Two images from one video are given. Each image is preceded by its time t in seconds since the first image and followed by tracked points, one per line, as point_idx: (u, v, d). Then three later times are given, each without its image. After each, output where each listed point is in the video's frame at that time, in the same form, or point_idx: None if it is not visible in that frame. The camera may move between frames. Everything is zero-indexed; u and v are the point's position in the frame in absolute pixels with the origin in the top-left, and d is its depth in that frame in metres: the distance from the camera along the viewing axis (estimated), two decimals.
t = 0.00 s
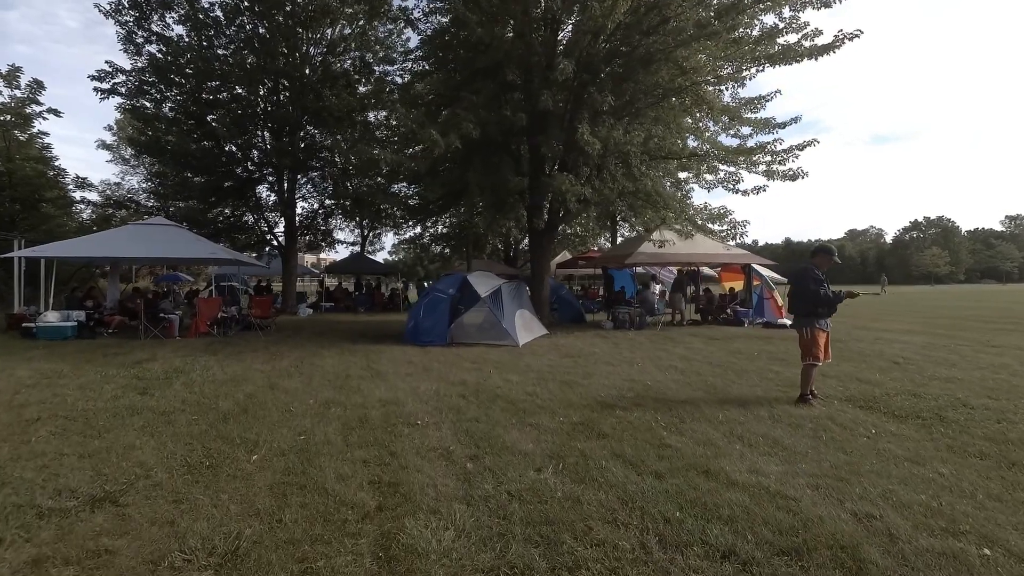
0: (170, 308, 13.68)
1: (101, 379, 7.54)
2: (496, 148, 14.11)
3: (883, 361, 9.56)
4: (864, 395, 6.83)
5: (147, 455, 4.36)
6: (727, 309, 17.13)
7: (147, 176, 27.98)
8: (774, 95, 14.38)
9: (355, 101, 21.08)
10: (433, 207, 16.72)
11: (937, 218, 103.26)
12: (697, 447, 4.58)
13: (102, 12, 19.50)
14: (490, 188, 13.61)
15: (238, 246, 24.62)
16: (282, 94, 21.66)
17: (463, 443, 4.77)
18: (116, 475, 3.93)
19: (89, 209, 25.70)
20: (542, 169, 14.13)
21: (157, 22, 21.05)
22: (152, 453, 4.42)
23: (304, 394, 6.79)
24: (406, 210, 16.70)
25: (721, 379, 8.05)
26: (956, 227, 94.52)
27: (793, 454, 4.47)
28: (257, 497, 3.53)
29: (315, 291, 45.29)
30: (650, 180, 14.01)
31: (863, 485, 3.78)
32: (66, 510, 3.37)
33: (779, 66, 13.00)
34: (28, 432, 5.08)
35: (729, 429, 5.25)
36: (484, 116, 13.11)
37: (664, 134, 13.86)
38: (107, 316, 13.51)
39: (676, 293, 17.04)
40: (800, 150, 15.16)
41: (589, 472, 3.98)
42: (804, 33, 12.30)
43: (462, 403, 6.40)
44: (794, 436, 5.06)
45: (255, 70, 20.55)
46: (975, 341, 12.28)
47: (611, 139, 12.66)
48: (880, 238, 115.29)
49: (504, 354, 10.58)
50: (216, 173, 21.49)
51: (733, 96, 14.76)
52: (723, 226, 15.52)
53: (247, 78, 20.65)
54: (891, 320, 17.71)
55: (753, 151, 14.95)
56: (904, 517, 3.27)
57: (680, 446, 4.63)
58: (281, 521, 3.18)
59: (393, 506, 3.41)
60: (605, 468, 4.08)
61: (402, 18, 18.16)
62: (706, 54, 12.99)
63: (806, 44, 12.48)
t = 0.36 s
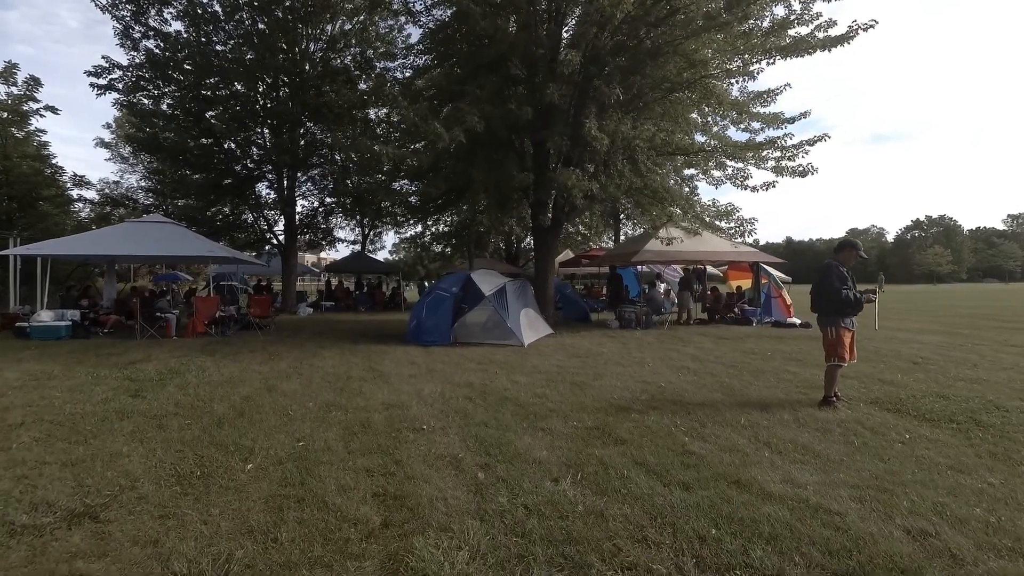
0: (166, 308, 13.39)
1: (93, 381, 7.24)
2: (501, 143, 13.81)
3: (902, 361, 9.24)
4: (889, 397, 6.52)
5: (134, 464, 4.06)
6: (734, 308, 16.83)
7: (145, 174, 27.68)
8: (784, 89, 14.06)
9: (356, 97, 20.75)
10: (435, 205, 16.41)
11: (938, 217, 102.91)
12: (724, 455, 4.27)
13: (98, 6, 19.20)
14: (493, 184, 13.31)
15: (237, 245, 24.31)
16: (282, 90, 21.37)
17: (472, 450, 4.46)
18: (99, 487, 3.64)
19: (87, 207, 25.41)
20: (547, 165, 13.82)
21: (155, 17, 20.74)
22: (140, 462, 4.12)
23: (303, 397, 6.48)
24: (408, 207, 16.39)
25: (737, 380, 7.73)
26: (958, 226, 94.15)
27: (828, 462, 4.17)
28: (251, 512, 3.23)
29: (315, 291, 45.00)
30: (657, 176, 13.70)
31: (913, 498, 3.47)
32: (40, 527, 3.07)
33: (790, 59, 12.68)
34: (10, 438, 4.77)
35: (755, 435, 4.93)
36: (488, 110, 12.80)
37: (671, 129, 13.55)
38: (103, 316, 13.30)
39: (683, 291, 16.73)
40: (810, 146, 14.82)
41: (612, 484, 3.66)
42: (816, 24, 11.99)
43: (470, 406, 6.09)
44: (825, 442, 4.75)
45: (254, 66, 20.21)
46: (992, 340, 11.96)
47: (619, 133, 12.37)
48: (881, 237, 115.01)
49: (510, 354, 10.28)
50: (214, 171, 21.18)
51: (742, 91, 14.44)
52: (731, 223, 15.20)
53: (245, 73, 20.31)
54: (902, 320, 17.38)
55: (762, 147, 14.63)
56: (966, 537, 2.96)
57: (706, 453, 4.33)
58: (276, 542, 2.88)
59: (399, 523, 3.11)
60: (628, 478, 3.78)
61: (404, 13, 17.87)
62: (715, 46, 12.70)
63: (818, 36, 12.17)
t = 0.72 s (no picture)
0: (168, 309, 13.18)
1: (92, 386, 7.01)
2: (508, 142, 13.56)
3: (924, 366, 8.97)
4: (920, 405, 6.25)
5: (132, 479, 3.83)
6: (744, 310, 16.58)
7: (147, 174, 27.46)
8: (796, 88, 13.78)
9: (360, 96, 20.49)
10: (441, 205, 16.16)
11: (942, 217, 102.51)
12: (759, 470, 4.01)
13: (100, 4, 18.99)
14: (501, 184, 13.06)
15: (239, 245, 24.10)
16: (284, 88, 21.01)
17: (490, 463, 4.21)
18: (96, 505, 3.41)
19: (89, 207, 25.19)
20: (556, 164, 13.60)
21: (157, 16, 20.53)
22: (139, 476, 3.90)
23: (309, 403, 6.24)
24: (413, 207, 16.14)
25: (756, 386, 7.47)
26: (963, 227, 93.68)
27: (870, 478, 3.91)
28: (258, 537, 3.00)
29: (317, 290, 44.78)
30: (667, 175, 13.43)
31: (970, 521, 3.22)
32: (32, 551, 2.85)
33: (804, 56, 12.40)
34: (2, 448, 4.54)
35: (786, 446, 4.69)
36: (496, 108, 12.55)
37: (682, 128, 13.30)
38: (104, 317, 13.13)
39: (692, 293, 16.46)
40: (822, 145, 14.52)
41: (644, 503, 3.42)
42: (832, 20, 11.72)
43: (482, 413, 5.84)
44: (862, 455, 4.49)
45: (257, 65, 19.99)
46: (1012, 343, 11.68)
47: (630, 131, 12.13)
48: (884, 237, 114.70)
49: (519, 358, 10.03)
50: (217, 170, 20.95)
51: (753, 89, 14.15)
52: (741, 224, 14.93)
53: (248, 72, 20.16)
54: (915, 322, 17.08)
55: (774, 146, 14.35)
56: None
57: (738, 467, 4.08)
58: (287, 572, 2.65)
59: (418, 549, 2.88)
60: (659, 495, 3.53)
61: (409, 10, 17.62)
62: (727, 42, 12.43)
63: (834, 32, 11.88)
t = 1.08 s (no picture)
0: (165, 310, 12.90)
1: (82, 391, 6.72)
2: (512, 139, 13.28)
3: (946, 368, 8.64)
4: (951, 410, 5.93)
5: (113, 494, 3.54)
6: (752, 310, 16.26)
7: (146, 173, 27.19)
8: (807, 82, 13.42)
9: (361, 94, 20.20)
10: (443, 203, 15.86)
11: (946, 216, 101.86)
12: (793, 483, 3.70)
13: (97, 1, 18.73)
14: (505, 181, 12.77)
15: (239, 245, 23.82)
16: (285, 86, 20.79)
17: (501, 475, 3.91)
18: (71, 524, 3.12)
19: (87, 207, 24.94)
20: (561, 162, 13.30)
21: (156, 13, 20.27)
22: (121, 491, 3.60)
23: (307, 409, 5.95)
24: (415, 206, 15.84)
25: (774, 390, 7.15)
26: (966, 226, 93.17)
27: (915, 493, 3.59)
28: (247, 564, 2.71)
29: (317, 291, 44.36)
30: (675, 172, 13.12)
31: None
32: None
33: (816, 49, 12.06)
34: None
35: (816, 456, 4.38)
36: (500, 103, 12.25)
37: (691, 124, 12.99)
38: (99, 319, 12.83)
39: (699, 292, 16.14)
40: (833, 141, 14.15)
41: (672, 523, 3.12)
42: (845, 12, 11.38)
43: (490, 419, 5.57)
44: (901, 466, 4.17)
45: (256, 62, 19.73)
46: None
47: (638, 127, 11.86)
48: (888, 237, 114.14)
49: (525, 360, 9.73)
50: (216, 169, 20.67)
51: (762, 84, 13.82)
52: (750, 222, 14.61)
53: (248, 70, 19.92)
54: (927, 322, 16.72)
55: (785, 142, 14.01)
56: None
57: (769, 480, 3.78)
58: None
59: None
60: (687, 513, 3.24)
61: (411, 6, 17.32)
62: (737, 36, 12.15)
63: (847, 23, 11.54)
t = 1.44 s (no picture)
0: (163, 311, 12.64)
1: (71, 398, 6.44)
2: (517, 136, 12.98)
3: (969, 373, 8.33)
4: (985, 421, 5.62)
5: (92, 521, 3.26)
6: (761, 311, 15.96)
7: (145, 172, 26.92)
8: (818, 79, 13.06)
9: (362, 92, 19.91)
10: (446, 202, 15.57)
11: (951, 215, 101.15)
12: (831, 507, 3.41)
13: None
14: (510, 179, 12.48)
15: (239, 245, 23.55)
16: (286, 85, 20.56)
17: (513, 496, 3.64)
18: (42, 559, 2.84)
19: (86, 207, 24.69)
20: (568, 160, 13.00)
21: (155, 11, 20.00)
22: (101, 516, 3.32)
23: (306, 419, 5.67)
24: (417, 205, 15.57)
25: (794, 397, 6.85)
26: (971, 226, 92.60)
27: (968, 519, 3.29)
28: None
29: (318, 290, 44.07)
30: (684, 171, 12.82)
31: None
32: None
33: (830, 44, 11.71)
34: None
35: (853, 474, 4.07)
36: (505, 99, 11.95)
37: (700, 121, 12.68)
38: (95, 321, 12.52)
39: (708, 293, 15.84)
40: (846, 138, 13.75)
41: (705, 557, 2.84)
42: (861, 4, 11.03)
43: (498, 430, 5.29)
44: (945, 486, 3.87)
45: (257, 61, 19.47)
46: None
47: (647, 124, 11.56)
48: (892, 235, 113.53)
49: (532, 364, 9.44)
50: (216, 168, 20.37)
51: (772, 80, 13.48)
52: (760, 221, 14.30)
53: (248, 68, 19.68)
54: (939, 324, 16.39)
55: (795, 139, 13.68)
56: None
57: (805, 502, 3.49)
58: None
59: None
60: (720, 544, 2.95)
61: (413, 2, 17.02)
62: (749, 31, 11.83)
63: (863, 17, 11.19)
